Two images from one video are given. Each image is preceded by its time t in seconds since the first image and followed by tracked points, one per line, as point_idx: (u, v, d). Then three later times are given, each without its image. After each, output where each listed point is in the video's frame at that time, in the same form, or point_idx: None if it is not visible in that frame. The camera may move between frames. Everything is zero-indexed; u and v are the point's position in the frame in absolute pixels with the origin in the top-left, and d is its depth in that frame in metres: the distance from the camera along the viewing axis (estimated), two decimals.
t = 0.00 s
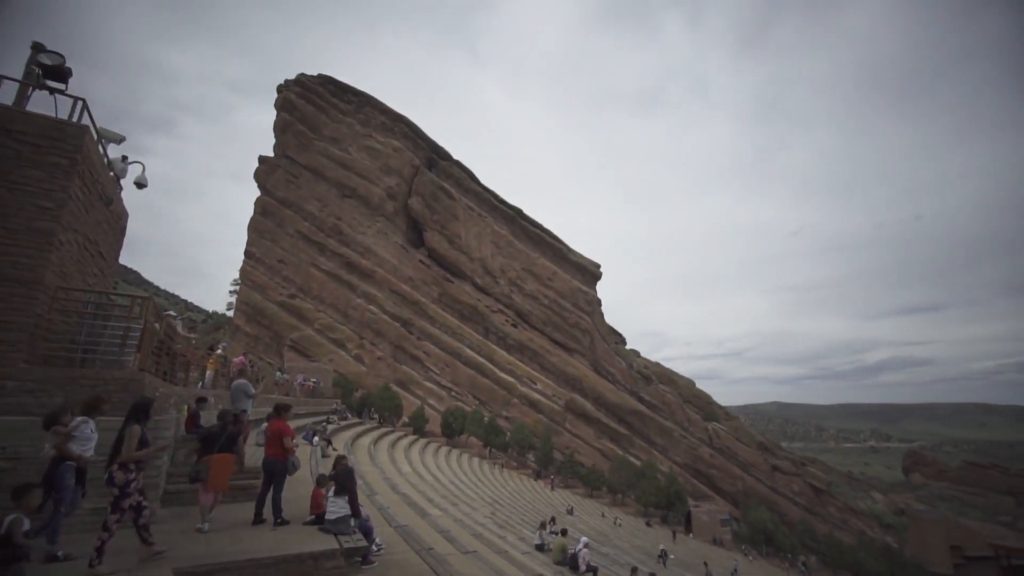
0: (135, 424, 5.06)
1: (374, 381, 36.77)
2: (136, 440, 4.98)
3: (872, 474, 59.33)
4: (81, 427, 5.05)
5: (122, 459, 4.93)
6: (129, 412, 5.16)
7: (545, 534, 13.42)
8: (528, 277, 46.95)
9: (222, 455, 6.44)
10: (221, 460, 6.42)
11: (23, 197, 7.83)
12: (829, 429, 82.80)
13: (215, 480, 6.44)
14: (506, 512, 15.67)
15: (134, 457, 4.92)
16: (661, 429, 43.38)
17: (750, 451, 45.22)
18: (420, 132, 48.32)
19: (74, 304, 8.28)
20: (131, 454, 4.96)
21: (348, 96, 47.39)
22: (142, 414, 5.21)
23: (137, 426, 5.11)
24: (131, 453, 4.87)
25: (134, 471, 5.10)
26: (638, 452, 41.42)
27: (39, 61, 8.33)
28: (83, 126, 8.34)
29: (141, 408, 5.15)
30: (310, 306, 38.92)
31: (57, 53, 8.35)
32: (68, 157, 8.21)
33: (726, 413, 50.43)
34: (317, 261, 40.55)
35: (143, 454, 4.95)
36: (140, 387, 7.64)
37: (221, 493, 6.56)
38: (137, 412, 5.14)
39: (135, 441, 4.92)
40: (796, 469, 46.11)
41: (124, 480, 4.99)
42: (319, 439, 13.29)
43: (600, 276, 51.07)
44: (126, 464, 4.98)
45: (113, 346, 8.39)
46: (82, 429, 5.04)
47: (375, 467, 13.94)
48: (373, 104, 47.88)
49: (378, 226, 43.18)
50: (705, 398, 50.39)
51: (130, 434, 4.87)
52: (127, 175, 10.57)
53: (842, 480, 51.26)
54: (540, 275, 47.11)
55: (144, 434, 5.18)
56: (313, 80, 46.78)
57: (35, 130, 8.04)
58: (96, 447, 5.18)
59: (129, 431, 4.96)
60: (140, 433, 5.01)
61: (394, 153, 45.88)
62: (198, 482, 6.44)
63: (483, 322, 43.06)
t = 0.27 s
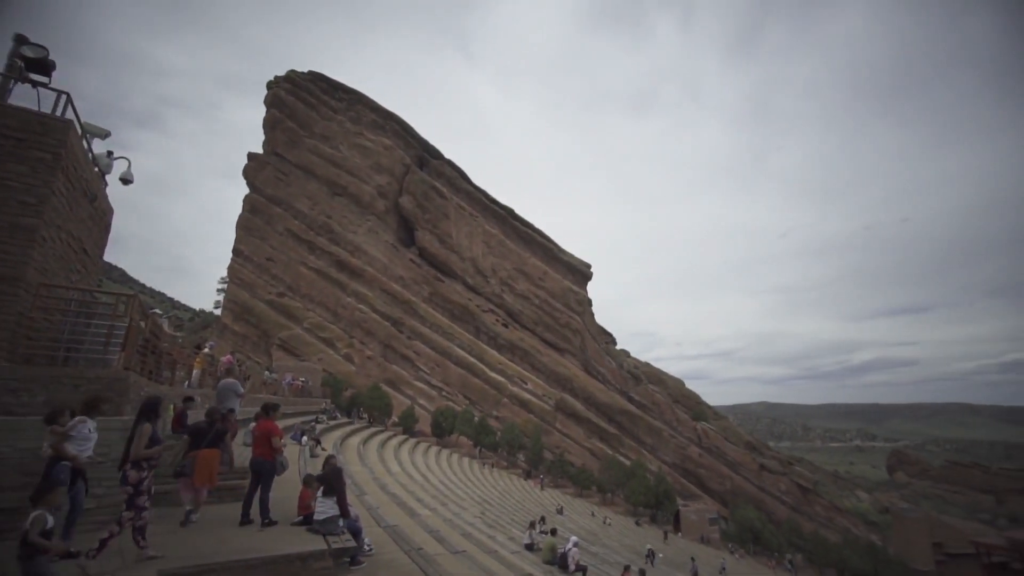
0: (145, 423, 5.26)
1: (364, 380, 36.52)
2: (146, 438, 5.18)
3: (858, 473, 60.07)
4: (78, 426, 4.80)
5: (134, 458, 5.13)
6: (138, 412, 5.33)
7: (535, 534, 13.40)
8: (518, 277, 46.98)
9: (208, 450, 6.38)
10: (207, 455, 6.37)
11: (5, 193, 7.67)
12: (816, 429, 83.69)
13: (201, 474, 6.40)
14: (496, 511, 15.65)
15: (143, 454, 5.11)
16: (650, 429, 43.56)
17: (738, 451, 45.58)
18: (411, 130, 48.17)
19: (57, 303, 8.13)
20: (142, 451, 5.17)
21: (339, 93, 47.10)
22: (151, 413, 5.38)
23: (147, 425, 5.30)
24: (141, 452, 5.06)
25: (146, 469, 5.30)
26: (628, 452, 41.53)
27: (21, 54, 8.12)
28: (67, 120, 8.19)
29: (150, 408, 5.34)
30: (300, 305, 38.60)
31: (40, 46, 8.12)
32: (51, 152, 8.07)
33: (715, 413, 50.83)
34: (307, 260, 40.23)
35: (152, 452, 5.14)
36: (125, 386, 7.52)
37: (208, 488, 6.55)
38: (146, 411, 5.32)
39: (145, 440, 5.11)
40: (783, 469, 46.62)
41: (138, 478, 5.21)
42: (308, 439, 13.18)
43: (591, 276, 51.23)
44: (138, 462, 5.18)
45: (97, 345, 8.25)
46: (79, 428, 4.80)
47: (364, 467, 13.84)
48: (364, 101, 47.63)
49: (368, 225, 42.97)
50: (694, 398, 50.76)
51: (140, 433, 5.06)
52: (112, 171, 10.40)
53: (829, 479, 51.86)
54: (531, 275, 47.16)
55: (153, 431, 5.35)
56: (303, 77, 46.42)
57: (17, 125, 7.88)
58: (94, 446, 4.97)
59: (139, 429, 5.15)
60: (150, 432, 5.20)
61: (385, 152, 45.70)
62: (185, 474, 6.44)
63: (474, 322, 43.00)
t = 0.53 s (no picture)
0: (151, 422, 5.38)
1: (354, 379, 36.24)
2: (151, 436, 5.28)
3: (844, 472, 60.83)
4: (78, 427, 4.89)
5: (139, 455, 5.22)
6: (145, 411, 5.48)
7: (525, 533, 13.37)
8: (510, 277, 46.99)
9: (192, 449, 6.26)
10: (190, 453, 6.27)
11: None
12: (803, 428, 84.65)
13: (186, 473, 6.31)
14: (486, 511, 15.62)
15: (149, 451, 5.19)
16: (640, 428, 43.70)
17: (726, 450, 45.92)
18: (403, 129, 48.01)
19: (39, 300, 7.98)
20: (146, 449, 5.26)
21: (330, 90, 46.81)
22: (157, 413, 5.50)
23: (153, 424, 5.39)
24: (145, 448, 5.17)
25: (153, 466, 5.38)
26: (618, 451, 41.60)
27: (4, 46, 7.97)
28: (51, 114, 8.05)
29: (155, 407, 5.45)
30: (289, 304, 38.25)
31: (23, 38, 8.00)
32: (34, 147, 7.91)
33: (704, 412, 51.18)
34: (296, 258, 39.90)
35: (157, 449, 5.24)
36: (110, 384, 7.39)
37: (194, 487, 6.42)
38: (151, 411, 5.42)
39: (150, 437, 5.23)
40: (771, 468, 47.09)
41: (146, 475, 5.27)
42: (296, 439, 13.06)
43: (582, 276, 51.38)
44: (144, 460, 5.26)
45: (80, 343, 8.10)
46: (78, 428, 4.87)
47: (354, 467, 13.74)
48: (356, 99, 47.39)
49: (359, 224, 42.76)
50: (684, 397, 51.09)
51: (144, 431, 5.18)
52: (97, 167, 10.23)
53: (816, 478, 52.42)
54: (523, 275, 47.20)
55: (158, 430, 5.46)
56: (293, 74, 46.06)
57: None
58: (96, 446, 5.02)
59: (144, 427, 5.25)
60: (154, 430, 5.31)
61: (377, 150, 45.52)
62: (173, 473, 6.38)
63: (465, 321, 42.95)
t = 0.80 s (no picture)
0: (158, 423, 5.24)
1: (343, 379, 35.97)
2: (159, 438, 5.15)
3: (830, 471, 61.54)
4: (74, 426, 4.85)
5: (147, 457, 5.10)
6: (149, 412, 5.30)
7: (515, 533, 13.34)
8: (501, 276, 46.99)
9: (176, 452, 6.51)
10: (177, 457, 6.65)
11: None
12: (790, 428, 85.53)
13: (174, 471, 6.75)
14: (475, 511, 15.59)
15: (157, 453, 5.07)
16: (630, 428, 43.85)
17: (715, 450, 46.26)
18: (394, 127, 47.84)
19: (21, 296, 7.82)
20: (153, 450, 5.13)
21: (321, 88, 46.52)
22: (163, 413, 5.35)
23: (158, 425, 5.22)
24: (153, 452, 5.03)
25: (161, 465, 5.28)
26: (608, 450, 41.68)
27: None
28: (35, 107, 7.90)
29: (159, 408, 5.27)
30: (278, 302, 37.90)
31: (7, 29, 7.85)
32: (17, 141, 7.76)
33: (694, 412, 51.50)
34: (286, 256, 39.57)
35: (165, 451, 5.12)
36: (94, 383, 7.26)
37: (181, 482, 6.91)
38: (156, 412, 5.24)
39: (157, 440, 5.08)
40: (759, 467, 47.51)
41: (155, 475, 5.20)
42: (284, 439, 12.94)
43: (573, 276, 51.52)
44: (152, 462, 5.14)
45: (64, 341, 7.96)
46: (74, 428, 4.82)
47: (343, 467, 13.64)
48: (347, 97, 47.14)
49: (349, 222, 42.54)
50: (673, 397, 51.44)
51: (151, 435, 5.02)
52: (82, 162, 10.07)
53: (803, 477, 52.93)
54: (514, 274, 47.25)
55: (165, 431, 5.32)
56: (283, 71, 45.69)
57: None
58: (92, 445, 4.99)
59: (150, 430, 5.08)
60: (161, 433, 5.15)
61: (368, 148, 45.33)
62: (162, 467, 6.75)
63: (456, 321, 42.86)
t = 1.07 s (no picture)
0: (167, 424, 5.60)
1: (333, 378, 35.70)
2: (168, 438, 5.49)
3: (817, 470, 62.19)
4: (65, 427, 4.72)
5: (158, 455, 5.37)
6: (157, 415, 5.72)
7: (505, 532, 13.32)
8: (492, 276, 46.97)
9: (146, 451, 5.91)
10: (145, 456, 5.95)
11: None
12: (778, 428, 86.30)
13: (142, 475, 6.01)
14: (465, 511, 15.54)
15: (168, 450, 5.38)
16: (620, 427, 43.97)
17: (704, 449, 46.60)
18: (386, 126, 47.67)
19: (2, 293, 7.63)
20: (164, 449, 5.44)
21: (311, 85, 46.21)
22: (171, 417, 5.74)
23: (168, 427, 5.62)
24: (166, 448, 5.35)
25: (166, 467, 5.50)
26: (598, 450, 41.74)
27: None
28: (17, 99, 7.73)
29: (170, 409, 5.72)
30: (267, 301, 37.52)
31: None
32: None
33: (683, 412, 51.84)
34: (275, 255, 39.21)
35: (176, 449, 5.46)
36: (78, 382, 7.10)
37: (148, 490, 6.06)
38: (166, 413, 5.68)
39: (168, 437, 5.44)
40: (747, 467, 47.89)
41: (162, 474, 5.38)
42: (273, 439, 12.79)
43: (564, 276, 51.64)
44: (162, 459, 5.41)
45: (47, 339, 7.78)
46: (65, 429, 4.70)
47: (332, 467, 13.52)
48: (338, 94, 46.88)
49: (340, 221, 42.28)
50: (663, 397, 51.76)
51: (162, 432, 5.36)
52: (66, 157, 9.88)
53: (791, 477, 53.42)
54: (505, 274, 47.26)
55: (174, 432, 5.68)
56: (274, 67, 45.30)
57: None
58: (85, 447, 4.84)
59: (162, 429, 5.46)
60: (172, 432, 5.54)
61: (359, 146, 45.10)
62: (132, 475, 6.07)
63: (447, 320, 42.73)
